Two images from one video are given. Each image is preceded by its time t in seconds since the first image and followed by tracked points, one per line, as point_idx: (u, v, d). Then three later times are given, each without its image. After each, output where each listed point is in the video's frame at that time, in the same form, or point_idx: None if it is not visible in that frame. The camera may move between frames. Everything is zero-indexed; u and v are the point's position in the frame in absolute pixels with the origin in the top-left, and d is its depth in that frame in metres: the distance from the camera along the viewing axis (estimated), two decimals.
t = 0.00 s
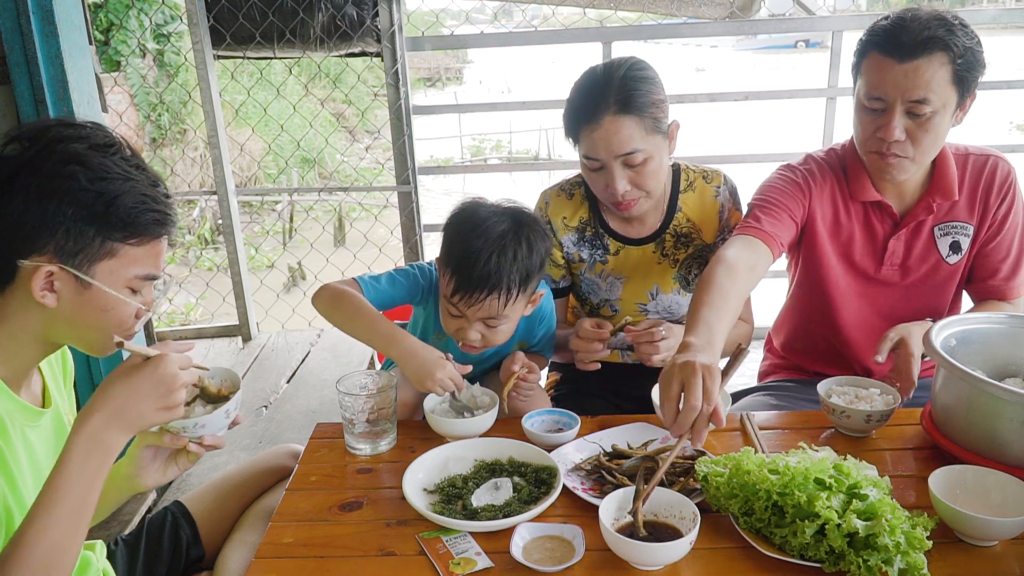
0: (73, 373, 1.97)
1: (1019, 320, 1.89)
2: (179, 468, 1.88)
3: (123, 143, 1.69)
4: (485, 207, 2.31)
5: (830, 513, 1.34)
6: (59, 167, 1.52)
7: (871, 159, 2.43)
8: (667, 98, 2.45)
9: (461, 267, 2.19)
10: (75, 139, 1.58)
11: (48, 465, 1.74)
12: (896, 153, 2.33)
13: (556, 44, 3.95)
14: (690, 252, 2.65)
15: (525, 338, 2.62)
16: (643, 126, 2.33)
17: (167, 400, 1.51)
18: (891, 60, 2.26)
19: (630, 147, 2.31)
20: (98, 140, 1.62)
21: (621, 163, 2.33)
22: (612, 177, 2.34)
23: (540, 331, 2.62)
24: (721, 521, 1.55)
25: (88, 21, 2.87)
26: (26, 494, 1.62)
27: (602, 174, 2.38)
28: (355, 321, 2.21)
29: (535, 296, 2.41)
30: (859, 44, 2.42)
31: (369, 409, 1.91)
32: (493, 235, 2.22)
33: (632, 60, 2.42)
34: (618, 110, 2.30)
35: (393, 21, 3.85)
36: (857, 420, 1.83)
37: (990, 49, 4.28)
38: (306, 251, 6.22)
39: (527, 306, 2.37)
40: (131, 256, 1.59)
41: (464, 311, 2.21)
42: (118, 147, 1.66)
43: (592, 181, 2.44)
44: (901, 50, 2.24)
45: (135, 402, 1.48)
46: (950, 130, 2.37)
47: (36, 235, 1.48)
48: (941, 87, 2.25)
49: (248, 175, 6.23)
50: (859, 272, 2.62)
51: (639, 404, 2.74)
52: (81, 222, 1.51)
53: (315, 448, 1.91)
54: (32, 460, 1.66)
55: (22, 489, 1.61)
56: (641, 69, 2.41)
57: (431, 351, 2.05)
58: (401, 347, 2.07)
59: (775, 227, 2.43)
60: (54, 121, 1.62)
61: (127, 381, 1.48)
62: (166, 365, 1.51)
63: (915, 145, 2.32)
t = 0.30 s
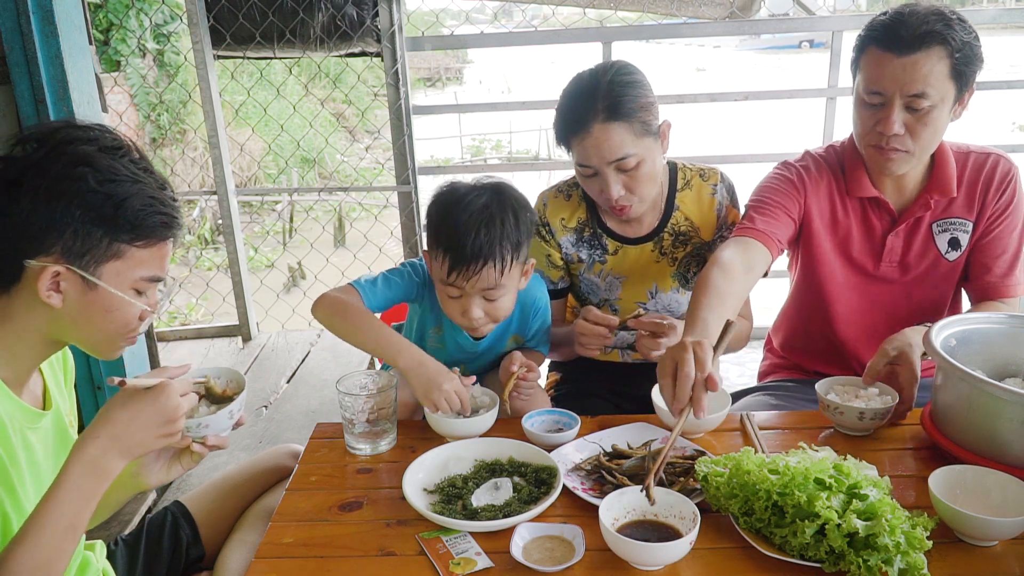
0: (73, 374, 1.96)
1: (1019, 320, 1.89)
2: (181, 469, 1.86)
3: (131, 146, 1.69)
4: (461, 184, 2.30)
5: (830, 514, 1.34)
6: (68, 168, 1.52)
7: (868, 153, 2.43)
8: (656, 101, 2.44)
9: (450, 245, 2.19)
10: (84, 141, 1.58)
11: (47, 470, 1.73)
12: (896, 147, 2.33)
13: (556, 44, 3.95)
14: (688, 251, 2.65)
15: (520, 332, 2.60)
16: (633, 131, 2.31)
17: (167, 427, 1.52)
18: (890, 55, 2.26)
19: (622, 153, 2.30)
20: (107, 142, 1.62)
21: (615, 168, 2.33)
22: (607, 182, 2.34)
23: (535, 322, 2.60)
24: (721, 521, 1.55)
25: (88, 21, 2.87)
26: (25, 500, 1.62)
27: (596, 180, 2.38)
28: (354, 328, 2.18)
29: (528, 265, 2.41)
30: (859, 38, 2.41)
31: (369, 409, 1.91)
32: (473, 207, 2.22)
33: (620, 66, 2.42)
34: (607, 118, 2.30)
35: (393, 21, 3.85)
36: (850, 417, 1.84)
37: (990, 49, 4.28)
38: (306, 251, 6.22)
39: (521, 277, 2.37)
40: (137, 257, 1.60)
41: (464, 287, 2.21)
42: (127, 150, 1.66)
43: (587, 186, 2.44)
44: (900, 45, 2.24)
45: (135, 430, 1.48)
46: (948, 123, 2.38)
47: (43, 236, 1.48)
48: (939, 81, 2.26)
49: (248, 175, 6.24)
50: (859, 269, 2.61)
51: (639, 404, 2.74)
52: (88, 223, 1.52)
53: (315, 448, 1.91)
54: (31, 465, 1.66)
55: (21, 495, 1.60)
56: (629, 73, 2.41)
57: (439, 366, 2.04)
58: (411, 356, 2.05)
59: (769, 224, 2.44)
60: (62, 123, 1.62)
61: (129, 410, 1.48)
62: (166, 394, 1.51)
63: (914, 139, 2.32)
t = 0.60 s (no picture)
0: (72, 374, 1.96)
1: (1019, 320, 1.89)
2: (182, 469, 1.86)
3: (133, 148, 1.69)
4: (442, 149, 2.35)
5: (830, 514, 1.34)
6: (68, 169, 1.52)
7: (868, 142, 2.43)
8: (650, 99, 2.43)
9: (454, 198, 2.21)
10: (85, 142, 1.58)
11: (48, 473, 1.74)
12: (895, 135, 2.33)
13: (556, 44, 3.95)
14: (687, 249, 2.64)
15: (515, 313, 2.59)
16: (628, 129, 2.31)
17: (171, 437, 1.51)
18: (890, 44, 2.26)
19: (617, 152, 2.30)
20: (109, 144, 1.62)
21: (610, 168, 2.32)
22: (603, 182, 2.34)
23: (531, 299, 2.59)
24: (721, 521, 1.55)
25: (88, 21, 2.86)
26: (26, 504, 1.63)
27: (593, 179, 2.37)
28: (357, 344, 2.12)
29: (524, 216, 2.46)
30: (860, 28, 2.41)
31: (369, 409, 1.92)
32: (464, 159, 2.28)
33: (613, 66, 2.42)
34: (601, 119, 2.29)
35: (393, 21, 3.84)
36: (818, 385, 1.94)
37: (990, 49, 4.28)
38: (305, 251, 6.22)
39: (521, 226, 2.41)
40: (136, 259, 1.60)
41: (474, 237, 2.21)
42: (129, 152, 1.66)
43: (584, 187, 2.44)
44: (901, 34, 2.24)
45: (138, 437, 1.47)
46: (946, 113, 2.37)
47: (43, 236, 1.48)
48: (939, 70, 2.25)
49: (248, 175, 6.24)
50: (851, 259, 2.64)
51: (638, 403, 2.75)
52: (88, 224, 1.52)
53: (315, 448, 1.91)
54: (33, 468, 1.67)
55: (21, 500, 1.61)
56: (623, 74, 2.40)
57: (431, 394, 1.93)
58: (401, 382, 1.97)
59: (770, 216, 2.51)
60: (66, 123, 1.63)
61: (136, 415, 1.47)
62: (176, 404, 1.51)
63: (913, 128, 2.32)
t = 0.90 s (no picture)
0: (71, 373, 1.96)
1: (1019, 320, 1.89)
2: (182, 470, 1.85)
3: (134, 147, 1.69)
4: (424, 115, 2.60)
5: (830, 514, 1.34)
6: (68, 168, 1.52)
7: (871, 138, 2.42)
8: (648, 98, 2.42)
9: (439, 141, 2.45)
10: (85, 141, 1.58)
11: (47, 472, 1.74)
12: (897, 133, 2.33)
13: (556, 44, 3.95)
14: (685, 249, 2.66)
15: (505, 291, 2.65)
16: (626, 129, 2.31)
17: (170, 434, 1.51)
18: (896, 43, 2.26)
19: (616, 152, 2.30)
20: (110, 143, 1.62)
21: (609, 168, 2.32)
22: (601, 182, 2.34)
23: (519, 277, 2.66)
24: (721, 521, 1.55)
25: (88, 21, 2.86)
26: (25, 502, 1.63)
27: (592, 180, 2.38)
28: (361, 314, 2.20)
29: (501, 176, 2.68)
30: (864, 26, 2.41)
31: (368, 408, 1.92)
32: (441, 116, 2.53)
33: (609, 65, 2.41)
34: (599, 119, 2.29)
35: (393, 21, 3.83)
36: (821, 423, 1.79)
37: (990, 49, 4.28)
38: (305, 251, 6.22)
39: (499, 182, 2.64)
40: (135, 258, 1.59)
41: (461, 174, 2.43)
42: (129, 151, 1.66)
43: (581, 187, 2.44)
44: (907, 35, 2.24)
45: (137, 438, 1.47)
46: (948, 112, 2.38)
47: (42, 235, 1.48)
48: (943, 72, 2.26)
49: (248, 175, 6.25)
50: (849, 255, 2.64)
51: (638, 403, 2.75)
52: (87, 223, 1.52)
53: (315, 448, 1.91)
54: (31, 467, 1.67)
55: (21, 498, 1.61)
56: (619, 73, 2.38)
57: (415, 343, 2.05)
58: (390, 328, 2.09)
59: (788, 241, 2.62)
60: (67, 123, 1.63)
61: (131, 414, 1.48)
62: (171, 400, 1.51)
63: (916, 125, 2.33)
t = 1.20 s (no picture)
0: (70, 373, 1.97)
1: (1019, 320, 1.89)
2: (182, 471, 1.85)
3: (131, 145, 1.69)
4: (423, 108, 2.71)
5: (830, 514, 1.34)
6: (64, 165, 1.52)
7: (881, 142, 2.43)
8: (648, 100, 2.42)
9: (439, 133, 2.57)
10: (82, 139, 1.58)
11: (46, 471, 1.74)
12: (909, 137, 2.33)
13: (556, 44, 3.95)
14: (686, 249, 2.66)
15: (500, 282, 2.75)
16: (624, 129, 2.31)
17: (159, 458, 1.47)
18: (916, 47, 2.25)
19: (615, 150, 2.30)
20: (107, 141, 1.62)
21: (606, 166, 2.32)
22: (597, 181, 2.35)
23: (514, 266, 2.75)
24: (721, 521, 1.55)
25: (88, 22, 2.86)
26: (26, 505, 1.63)
27: (589, 178, 2.38)
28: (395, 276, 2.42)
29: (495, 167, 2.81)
30: (881, 26, 2.40)
31: (369, 409, 1.92)
32: (440, 108, 2.64)
33: (610, 65, 2.40)
34: (596, 118, 2.29)
35: (393, 21, 3.82)
36: (843, 431, 1.78)
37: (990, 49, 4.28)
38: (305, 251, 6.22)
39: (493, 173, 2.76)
40: (133, 255, 1.59)
41: (459, 163, 2.55)
42: (127, 149, 1.66)
43: (579, 184, 2.45)
44: (926, 40, 2.23)
45: (128, 459, 1.44)
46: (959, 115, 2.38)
47: (39, 232, 1.48)
48: (959, 77, 2.26)
49: (248, 175, 6.26)
50: (854, 255, 2.63)
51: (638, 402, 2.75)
52: (84, 220, 1.51)
53: (315, 448, 1.91)
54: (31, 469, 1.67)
55: (20, 501, 1.61)
56: (619, 73, 2.38)
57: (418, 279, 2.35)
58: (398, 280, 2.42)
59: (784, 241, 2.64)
60: (66, 122, 1.63)
61: (124, 441, 1.44)
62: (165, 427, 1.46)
63: (926, 130, 2.33)
